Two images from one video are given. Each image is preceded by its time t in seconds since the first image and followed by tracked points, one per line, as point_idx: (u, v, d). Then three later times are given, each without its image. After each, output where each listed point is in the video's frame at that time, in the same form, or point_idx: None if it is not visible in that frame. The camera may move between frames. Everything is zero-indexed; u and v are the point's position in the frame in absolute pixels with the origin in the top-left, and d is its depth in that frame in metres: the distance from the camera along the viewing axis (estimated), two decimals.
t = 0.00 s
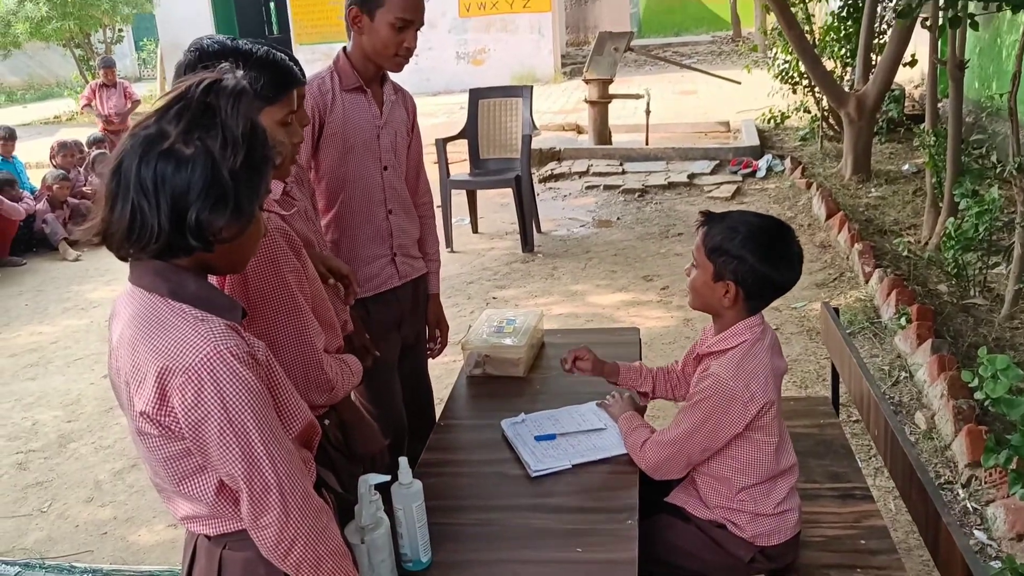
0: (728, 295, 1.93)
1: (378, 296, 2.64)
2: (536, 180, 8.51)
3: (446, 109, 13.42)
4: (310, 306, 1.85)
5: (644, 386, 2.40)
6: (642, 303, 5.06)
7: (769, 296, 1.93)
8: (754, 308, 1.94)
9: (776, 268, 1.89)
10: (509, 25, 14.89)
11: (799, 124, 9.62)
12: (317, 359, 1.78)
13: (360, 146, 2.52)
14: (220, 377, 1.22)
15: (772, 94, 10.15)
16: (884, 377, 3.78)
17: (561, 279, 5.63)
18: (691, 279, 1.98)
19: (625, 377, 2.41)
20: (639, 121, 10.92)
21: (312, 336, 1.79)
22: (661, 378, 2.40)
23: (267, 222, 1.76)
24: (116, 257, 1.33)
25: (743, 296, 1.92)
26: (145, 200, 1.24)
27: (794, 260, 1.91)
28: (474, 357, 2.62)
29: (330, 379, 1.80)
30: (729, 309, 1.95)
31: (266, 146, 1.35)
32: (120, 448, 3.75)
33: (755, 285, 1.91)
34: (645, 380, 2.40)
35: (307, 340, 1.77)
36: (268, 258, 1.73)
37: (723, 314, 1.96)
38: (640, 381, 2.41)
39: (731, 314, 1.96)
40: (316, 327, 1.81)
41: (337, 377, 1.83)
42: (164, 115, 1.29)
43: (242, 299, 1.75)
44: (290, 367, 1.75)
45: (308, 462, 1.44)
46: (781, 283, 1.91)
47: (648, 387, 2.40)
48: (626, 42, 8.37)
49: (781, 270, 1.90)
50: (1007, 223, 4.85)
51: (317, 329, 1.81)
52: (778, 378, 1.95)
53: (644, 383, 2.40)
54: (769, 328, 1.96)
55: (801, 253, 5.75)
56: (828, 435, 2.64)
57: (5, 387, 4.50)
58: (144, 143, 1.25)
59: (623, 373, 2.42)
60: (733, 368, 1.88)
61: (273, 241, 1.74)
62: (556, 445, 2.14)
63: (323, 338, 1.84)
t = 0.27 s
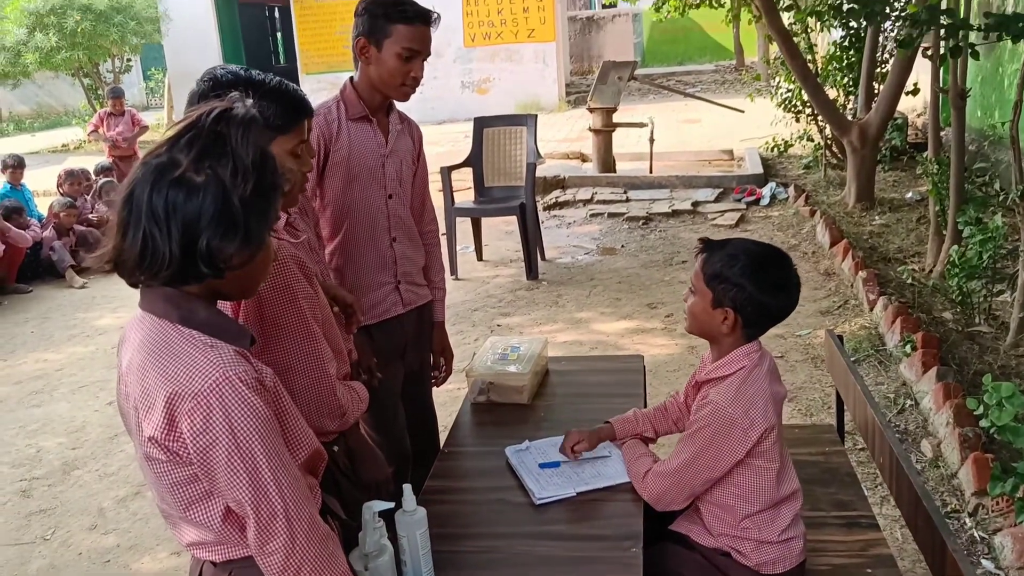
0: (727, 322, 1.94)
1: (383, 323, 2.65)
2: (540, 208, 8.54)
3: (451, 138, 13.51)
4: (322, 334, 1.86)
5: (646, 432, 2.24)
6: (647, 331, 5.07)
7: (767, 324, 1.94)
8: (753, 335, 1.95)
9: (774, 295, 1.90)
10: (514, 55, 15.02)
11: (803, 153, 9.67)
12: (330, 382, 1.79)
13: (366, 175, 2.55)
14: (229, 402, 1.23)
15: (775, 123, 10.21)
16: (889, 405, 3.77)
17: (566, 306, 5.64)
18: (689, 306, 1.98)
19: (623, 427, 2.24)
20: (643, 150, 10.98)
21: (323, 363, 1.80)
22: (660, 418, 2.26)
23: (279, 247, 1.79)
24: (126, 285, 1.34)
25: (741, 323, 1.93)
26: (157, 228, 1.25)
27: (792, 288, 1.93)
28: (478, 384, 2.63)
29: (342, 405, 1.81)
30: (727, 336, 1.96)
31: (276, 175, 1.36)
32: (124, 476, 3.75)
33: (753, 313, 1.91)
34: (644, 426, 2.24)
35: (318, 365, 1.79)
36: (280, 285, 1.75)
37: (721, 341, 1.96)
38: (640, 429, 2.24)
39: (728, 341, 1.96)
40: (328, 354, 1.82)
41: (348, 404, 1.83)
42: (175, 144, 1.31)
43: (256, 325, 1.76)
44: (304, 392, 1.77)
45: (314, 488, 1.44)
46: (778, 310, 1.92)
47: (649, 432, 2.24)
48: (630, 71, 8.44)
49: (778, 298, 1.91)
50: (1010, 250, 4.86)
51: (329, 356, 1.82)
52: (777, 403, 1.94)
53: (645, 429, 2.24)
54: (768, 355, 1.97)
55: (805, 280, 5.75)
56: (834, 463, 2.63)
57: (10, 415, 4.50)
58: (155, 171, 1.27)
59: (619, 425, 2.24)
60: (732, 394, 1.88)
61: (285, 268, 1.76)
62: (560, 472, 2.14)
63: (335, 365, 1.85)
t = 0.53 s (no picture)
0: (731, 341, 1.95)
1: (388, 342, 2.67)
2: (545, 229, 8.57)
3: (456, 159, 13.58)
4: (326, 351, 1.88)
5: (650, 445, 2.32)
6: (651, 351, 5.08)
7: (770, 342, 1.96)
8: (756, 353, 1.97)
9: (776, 313, 1.93)
10: (519, 77, 15.13)
11: (807, 174, 9.70)
12: (334, 401, 1.81)
13: (372, 195, 2.58)
14: (239, 419, 1.24)
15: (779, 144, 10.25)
16: (894, 426, 3.77)
17: (570, 326, 5.66)
18: (691, 327, 2.00)
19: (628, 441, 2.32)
20: (648, 171, 11.03)
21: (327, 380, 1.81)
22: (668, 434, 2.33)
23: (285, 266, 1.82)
24: (137, 303, 1.37)
25: (746, 341, 1.95)
26: (169, 247, 1.28)
27: (793, 305, 1.95)
28: (483, 404, 2.64)
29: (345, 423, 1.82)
30: (732, 355, 1.97)
31: (285, 194, 1.39)
32: (128, 495, 3.76)
33: (758, 331, 1.93)
34: (650, 441, 2.32)
35: (322, 382, 1.80)
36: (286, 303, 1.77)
37: (724, 359, 1.98)
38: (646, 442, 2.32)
39: (733, 359, 1.98)
40: (331, 372, 1.84)
41: (351, 422, 1.85)
42: (185, 164, 1.34)
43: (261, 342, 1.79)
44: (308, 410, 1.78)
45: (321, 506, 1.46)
46: (782, 327, 1.94)
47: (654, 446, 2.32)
48: (634, 93, 8.50)
49: (781, 316, 1.93)
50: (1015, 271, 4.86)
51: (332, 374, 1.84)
52: (780, 421, 1.95)
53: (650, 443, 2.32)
54: (770, 372, 1.99)
55: (809, 301, 5.76)
56: (838, 484, 2.63)
57: (17, 435, 4.52)
58: (167, 191, 1.30)
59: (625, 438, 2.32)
60: (737, 414, 1.90)
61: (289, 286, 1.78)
62: (564, 491, 2.15)
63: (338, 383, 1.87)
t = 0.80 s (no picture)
0: (734, 350, 1.96)
1: (387, 349, 2.69)
2: (546, 239, 8.60)
3: (459, 169, 13.63)
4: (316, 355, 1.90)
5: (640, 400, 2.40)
6: (651, 361, 5.09)
7: (771, 349, 1.97)
8: (757, 362, 1.98)
9: (777, 322, 1.94)
10: (522, 88, 15.20)
11: (808, 186, 9.73)
12: (320, 404, 1.81)
13: (373, 203, 2.60)
14: (240, 417, 1.28)
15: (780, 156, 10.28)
16: (891, 437, 3.77)
17: (570, 336, 5.67)
18: (693, 336, 2.00)
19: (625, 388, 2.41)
20: (649, 182, 11.07)
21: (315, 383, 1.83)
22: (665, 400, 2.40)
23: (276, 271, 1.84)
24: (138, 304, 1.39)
25: (749, 350, 1.96)
26: (172, 251, 1.30)
27: (793, 313, 1.97)
28: (481, 410, 2.65)
29: (332, 425, 1.83)
30: (733, 364, 1.98)
31: (287, 200, 1.41)
32: (129, 499, 3.77)
33: (761, 339, 1.94)
34: (644, 396, 2.41)
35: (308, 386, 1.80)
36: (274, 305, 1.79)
37: (726, 368, 1.99)
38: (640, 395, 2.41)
39: (735, 368, 1.98)
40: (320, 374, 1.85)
41: (338, 424, 1.85)
42: (189, 169, 1.35)
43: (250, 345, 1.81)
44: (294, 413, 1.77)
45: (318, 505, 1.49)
46: (783, 335, 1.96)
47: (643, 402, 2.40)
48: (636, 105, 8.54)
49: (783, 323, 1.95)
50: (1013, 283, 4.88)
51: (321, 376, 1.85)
52: (778, 430, 1.96)
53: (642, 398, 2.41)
54: (769, 380, 2.00)
55: (808, 312, 5.78)
56: (834, 492, 2.64)
57: (18, 440, 4.54)
58: (171, 196, 1.31)
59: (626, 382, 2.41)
60: (736, 422, 1.91)
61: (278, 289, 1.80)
62: (559, 496, 2.16)
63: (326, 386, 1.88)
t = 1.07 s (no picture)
0: (732, 360, 2.00)
1: (404, 356, 2.74)
2: (569, 252, 8.64)
3: (484, 181, 13.72)
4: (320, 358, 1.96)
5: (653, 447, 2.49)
6: (669, 374, 5.11)
7: (771, 360, 2.00)
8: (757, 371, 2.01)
9: (776, 332, 1.97)
10: (548, 101, 15.28)
11: (833, 200, 9.69)
12: (324, 403, 1.87)
13: (390, 213, 2.67)
14: (250, 412, 1.34)
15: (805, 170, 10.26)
16: (907, 452, 3.77)
17: (589, 348, 5.71)
18: (694, 345, 2.04)
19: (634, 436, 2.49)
20: (673, 196, 11.08)
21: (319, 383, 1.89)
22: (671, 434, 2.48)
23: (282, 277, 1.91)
24: (155, 306, 1.45)
25: (745, 360, 1.99)
26: (188, 255, 1.36)
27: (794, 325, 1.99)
28: (494, 418, 2.70)
29: (337, 425, 1.86)
30: (733, 373, 2.01)
31: (298, 207, 1.47)
32: (153, 503, 3.85)
33: (757, 349, 1.98)
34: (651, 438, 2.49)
35: (313, 386, 1.88)
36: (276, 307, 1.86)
37: (727, 377, 2.02)
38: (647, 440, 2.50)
39: (735, 377, 2.02)
40: (323, 375, 1.91)
41: (344, 426, 1.88)
42: (204, 178, 1.42)
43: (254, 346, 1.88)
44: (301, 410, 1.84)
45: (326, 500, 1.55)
46: (781, 346, 1.99)
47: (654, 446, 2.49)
48: (659, 118, 8.58)
49: (781, 334, 1.98)
50: None
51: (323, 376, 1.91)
52: (779, 437, 1.99)
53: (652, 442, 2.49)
54: (772, 389, 2.02)
55: (829, 327, 5.77)
56: (844, 504, 2.65)
57: (47, 444, 4.65)
58: (186, 202, 1.38)
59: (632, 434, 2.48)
60: (736, 429, 1.94)
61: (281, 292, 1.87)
62: (567, 503, 2.20)
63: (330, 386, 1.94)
